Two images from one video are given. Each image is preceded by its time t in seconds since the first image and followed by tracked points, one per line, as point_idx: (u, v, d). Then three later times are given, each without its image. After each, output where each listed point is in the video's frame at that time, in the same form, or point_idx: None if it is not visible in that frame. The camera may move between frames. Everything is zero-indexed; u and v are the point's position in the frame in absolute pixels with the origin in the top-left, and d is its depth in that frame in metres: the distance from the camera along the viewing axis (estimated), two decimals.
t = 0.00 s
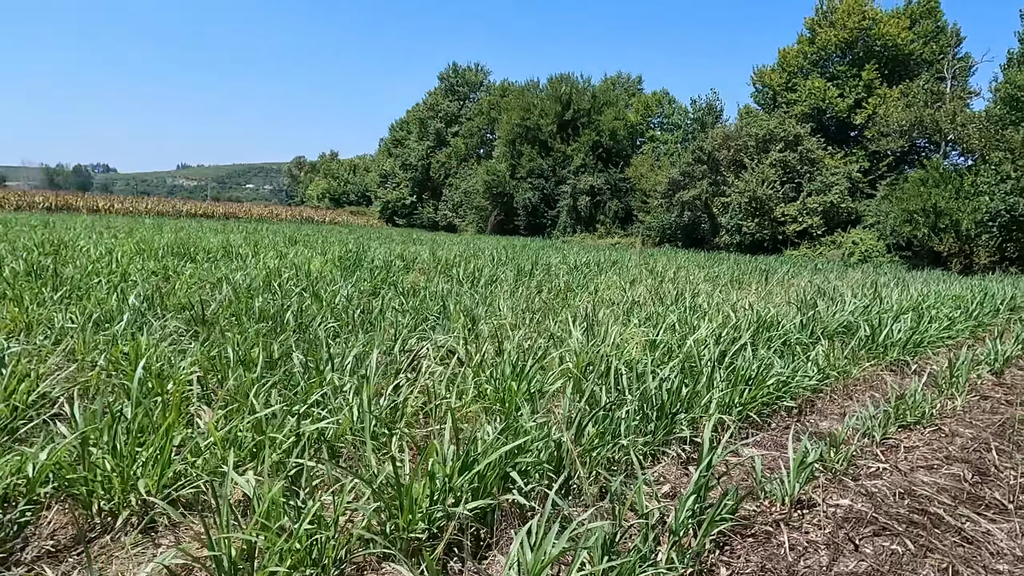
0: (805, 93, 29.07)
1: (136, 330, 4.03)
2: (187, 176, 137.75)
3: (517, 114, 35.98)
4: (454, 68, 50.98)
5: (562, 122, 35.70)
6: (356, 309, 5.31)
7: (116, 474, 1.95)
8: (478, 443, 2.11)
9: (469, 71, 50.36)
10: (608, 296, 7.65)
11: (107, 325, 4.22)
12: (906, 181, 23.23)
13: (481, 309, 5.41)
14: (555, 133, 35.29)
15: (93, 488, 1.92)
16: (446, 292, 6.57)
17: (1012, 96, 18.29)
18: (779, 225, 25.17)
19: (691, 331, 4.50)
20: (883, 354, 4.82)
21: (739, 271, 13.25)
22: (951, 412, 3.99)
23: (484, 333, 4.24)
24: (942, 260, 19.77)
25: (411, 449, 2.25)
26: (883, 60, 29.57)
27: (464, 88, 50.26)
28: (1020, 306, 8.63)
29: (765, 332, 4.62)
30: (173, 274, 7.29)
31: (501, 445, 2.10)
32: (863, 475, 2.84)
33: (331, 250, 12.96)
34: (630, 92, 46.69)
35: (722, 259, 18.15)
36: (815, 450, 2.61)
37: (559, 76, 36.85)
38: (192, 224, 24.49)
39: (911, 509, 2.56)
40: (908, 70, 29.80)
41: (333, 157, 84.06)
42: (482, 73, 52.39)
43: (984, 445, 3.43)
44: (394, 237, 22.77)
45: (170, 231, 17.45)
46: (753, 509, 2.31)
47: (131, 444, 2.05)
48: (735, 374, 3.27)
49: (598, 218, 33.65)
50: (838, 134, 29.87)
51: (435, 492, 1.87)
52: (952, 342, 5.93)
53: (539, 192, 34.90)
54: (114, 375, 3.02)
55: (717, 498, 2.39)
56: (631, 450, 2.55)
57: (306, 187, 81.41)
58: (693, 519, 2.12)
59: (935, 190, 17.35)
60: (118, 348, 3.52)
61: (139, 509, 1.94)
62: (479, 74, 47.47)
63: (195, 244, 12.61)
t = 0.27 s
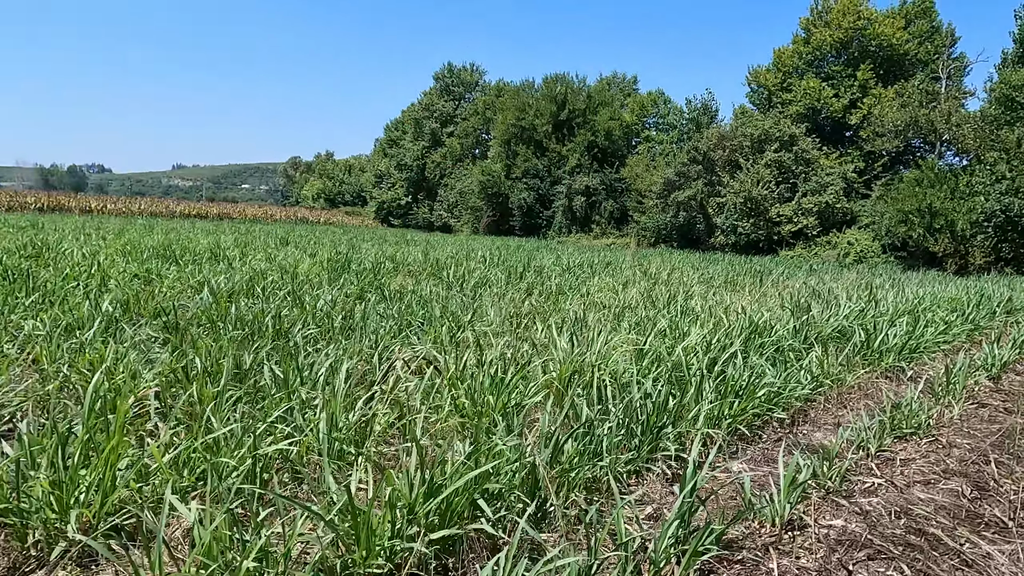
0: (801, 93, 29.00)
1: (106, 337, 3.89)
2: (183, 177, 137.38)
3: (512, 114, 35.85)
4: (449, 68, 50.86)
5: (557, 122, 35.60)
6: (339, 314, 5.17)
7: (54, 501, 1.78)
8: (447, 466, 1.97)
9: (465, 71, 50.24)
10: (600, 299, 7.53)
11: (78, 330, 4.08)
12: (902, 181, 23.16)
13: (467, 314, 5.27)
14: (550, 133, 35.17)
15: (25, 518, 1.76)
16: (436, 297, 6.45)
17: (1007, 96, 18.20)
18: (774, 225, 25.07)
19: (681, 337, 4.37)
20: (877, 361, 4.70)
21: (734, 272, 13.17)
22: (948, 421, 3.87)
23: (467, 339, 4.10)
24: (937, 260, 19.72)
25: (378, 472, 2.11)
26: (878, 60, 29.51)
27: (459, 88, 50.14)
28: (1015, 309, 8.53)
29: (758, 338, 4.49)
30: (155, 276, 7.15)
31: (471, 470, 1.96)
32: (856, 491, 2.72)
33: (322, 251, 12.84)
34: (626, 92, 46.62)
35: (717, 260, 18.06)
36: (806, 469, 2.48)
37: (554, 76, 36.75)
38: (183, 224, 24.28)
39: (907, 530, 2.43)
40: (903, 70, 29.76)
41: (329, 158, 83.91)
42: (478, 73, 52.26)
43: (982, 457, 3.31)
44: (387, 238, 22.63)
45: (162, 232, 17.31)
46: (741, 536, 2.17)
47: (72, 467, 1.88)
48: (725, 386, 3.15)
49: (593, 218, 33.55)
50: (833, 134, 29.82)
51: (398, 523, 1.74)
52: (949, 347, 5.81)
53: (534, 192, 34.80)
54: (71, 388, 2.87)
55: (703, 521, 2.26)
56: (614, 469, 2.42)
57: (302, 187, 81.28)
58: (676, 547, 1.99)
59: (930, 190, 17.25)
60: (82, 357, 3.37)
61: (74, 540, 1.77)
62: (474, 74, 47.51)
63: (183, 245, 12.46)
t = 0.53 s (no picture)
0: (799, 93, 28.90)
1: (88, 340, 3.82)
2: (182, 176, 137.34)
3: (510, 114, 35.79)
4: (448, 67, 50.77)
5: (556, 121, 35.53)
6: (328, 316, 5.10)
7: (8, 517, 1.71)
8: (420, 479, 1.89)
9: (463, 70, 50.15)
10: (594, 300, 7.45)
11: (60, 333, 4.00)
12: (901, 180, 23.10)
13: (458, 316, 5.19)
14: (548, 132, 35.10)
15: None
16: (429, 298, 6.38)
17: (1006, 95, 18.13)
18: (773, 225, 25.00)
19: (673, 340, 4.31)
20: (874, 363, 4.63)
21: (731, 273, 13.11)
22: (945, 425, 3.80)
23: (454, 343, 4.03)
24: (935, 260, 19.65)
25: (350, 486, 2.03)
26: (877, 60, 29.44)
27: (458, 87, 50.07)
28: (1015, 309, 8.45)
29: (751, 341, 4.42)
30: (146, 277, 7.08)
31: (446, 483, 1.88)
32: (849, 501, 2.65)
33: (318, 252, 12.76)
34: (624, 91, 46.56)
35: (715, 259, 17.98)
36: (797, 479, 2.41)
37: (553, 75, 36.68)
38: (180, 224, 24.21)
39: (900, 542, 2.36)
40: (902, 69, 29.67)
41: (328, 157, 83.86)
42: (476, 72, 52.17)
43: (978, 464, 3.24)
44: (385, 237, 22.56)
45: (158, 232, 17.25)
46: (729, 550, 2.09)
47: (30, 481, 1.80)
48: (715, 392, 3.08)
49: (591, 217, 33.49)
50: (832, 133, 29.75)
51: (367, 541, 1.66)
52: (946, 349, 5.75)
53: (532, 191, 34.74)
54: (44, 394, 2.79)
55: (691, 535, 2.18)
56: (598, 481, 2.34)
57: (301, 187, 81.25)
58: (660, 563, 1.92)
59: (929, 189, 17.17)
60: (60, 362, 3.30)
61: (29, 558, 1.70)
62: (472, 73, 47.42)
63: (177, 245, 12.37)
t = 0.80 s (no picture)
0: (800, 92, 28.78)
1: (64, 339, 3.72)
2: (184, 176, 137.51)
3: (510, 113, 35.69)
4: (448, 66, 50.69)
5: (556, 120, 35.43)
6: (316, 315, 5.00)
7: None
8: (385, 487, 1.81)
9: (463, 69, 50.07)
10: (589, 299, 7.36)
11: (38, 332, 3.91)
12: (902, 179, 22.95)
13: (449, 315, 5.11)
14: (548, 132, 35.01)
15: None
16: (420, 296, 6.28)
17: (1008, 94, 17.97)
18: (773, 224, 24.88)
19: (666, 340, 4.21)
20: (872, 363, 4.53)
21: (731, 272, 13.00)
22: (943, 428, 3.70)
23: (442, 342, 3.93)
24: (937, 259, 19.50)
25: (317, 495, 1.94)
26: (878, 58, 29.29)
27: (458, 86, 50.00)
28: (1017, 309, 8.33)
29: (745, 341, 4.33)
30: (135, 275, 6.98)
31: (413, 490, 1.80)
32: (842, 507, 2.55)
33: (314, 251, 12.67)
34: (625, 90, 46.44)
35: (715, 259, 17.85)
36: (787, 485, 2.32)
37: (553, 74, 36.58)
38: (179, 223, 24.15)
39: (894, 550, 2.26)
40: (903, 68, 29.53)
41: (329, 157, 83.85)
42: (476, 72, 52.08)
43: (978, 467, 3.14)
44: (383, 237, 22.47)
45: (155, 231, 17.18)
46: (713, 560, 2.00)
47: None
48: (705, 393, 2.98)
49: (592, 217, 33.39)
50: (833, 132, 29.61)
51: (325, 553, 1.56)
52: (946, 349, 5.64)
53: (532, 191, 34.64)
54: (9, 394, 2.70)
55: (674, 544, 2.09)
56: (581, 486, 2.25)
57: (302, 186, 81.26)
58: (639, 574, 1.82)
59: (930, 189, 17.01)
60: (31, 362, 3.20)
61: None
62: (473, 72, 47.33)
63: (173, 244, 12.27)
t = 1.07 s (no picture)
0: (804, 90, 28.57)
1: (40, 340, 3.63)
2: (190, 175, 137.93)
3: (513, 112, 35.56)
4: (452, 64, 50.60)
5: (559, 119, 35.30)
6: (304, 314, 4.89)
7: None
8: (341, 500, 1.69)
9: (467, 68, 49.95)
10: (587, 299, 7.24)
11: (14, 331, 3.81)
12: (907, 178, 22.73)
13: (439, 315, 4.99)
14: (551, 130, 34.87)
15: None
16: (413, 296, 6.17)
17: (1015, 92, 17.74)
18: (777, 223, 24.68)
19: (660, 341, 4.08)
20: (873, 366, 4.39)
21: (733, 272, 12.85)
22: (947, 434, 3.56)
23: (428, 343, 3.82)
24: (942, 259, 19.26)
25: (272, 509, 1.82)
26: (883, 56, 29.05)
27: (462, 85, 49.89)
28: None
29: (741, 344, 4.20)
30: (127, 274, 6.89)
31: (372, 507, 1.68)
32: (837, 520, 2.42)
33: (313, 249, 12.57)
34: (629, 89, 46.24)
35: (717, 258, 17.69)
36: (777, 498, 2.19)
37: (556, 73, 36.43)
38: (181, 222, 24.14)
39: (891, 567, 2.13)
40: (909, 66, 29.27)
41: (333, 155, 83.92)
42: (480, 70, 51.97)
43: (981, 477, 3.00)
44: (385, 235, 22.39)
45: (156, 230, 17.16)
46: None
47: None
48: (695, 398, 2.85)
49: (595, 216, 33.26)
50: (838, 131, 29.38)
51: None
52: (950, 351, 5.49)
53: (535, 190, 34.52)
54: None
55: (655, 562, 1.97)
56: (557, 497, 2.13)
57: (306, 185, 81.33)
58: None
59: (936, 188, 16.78)
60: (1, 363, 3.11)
61: None
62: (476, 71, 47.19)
63: (171, 243, 12.19)
